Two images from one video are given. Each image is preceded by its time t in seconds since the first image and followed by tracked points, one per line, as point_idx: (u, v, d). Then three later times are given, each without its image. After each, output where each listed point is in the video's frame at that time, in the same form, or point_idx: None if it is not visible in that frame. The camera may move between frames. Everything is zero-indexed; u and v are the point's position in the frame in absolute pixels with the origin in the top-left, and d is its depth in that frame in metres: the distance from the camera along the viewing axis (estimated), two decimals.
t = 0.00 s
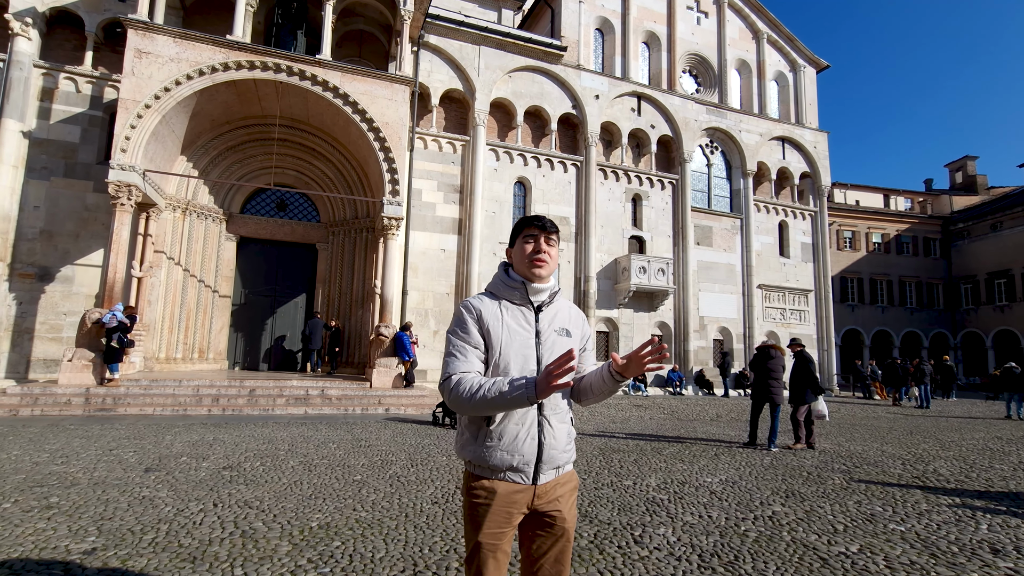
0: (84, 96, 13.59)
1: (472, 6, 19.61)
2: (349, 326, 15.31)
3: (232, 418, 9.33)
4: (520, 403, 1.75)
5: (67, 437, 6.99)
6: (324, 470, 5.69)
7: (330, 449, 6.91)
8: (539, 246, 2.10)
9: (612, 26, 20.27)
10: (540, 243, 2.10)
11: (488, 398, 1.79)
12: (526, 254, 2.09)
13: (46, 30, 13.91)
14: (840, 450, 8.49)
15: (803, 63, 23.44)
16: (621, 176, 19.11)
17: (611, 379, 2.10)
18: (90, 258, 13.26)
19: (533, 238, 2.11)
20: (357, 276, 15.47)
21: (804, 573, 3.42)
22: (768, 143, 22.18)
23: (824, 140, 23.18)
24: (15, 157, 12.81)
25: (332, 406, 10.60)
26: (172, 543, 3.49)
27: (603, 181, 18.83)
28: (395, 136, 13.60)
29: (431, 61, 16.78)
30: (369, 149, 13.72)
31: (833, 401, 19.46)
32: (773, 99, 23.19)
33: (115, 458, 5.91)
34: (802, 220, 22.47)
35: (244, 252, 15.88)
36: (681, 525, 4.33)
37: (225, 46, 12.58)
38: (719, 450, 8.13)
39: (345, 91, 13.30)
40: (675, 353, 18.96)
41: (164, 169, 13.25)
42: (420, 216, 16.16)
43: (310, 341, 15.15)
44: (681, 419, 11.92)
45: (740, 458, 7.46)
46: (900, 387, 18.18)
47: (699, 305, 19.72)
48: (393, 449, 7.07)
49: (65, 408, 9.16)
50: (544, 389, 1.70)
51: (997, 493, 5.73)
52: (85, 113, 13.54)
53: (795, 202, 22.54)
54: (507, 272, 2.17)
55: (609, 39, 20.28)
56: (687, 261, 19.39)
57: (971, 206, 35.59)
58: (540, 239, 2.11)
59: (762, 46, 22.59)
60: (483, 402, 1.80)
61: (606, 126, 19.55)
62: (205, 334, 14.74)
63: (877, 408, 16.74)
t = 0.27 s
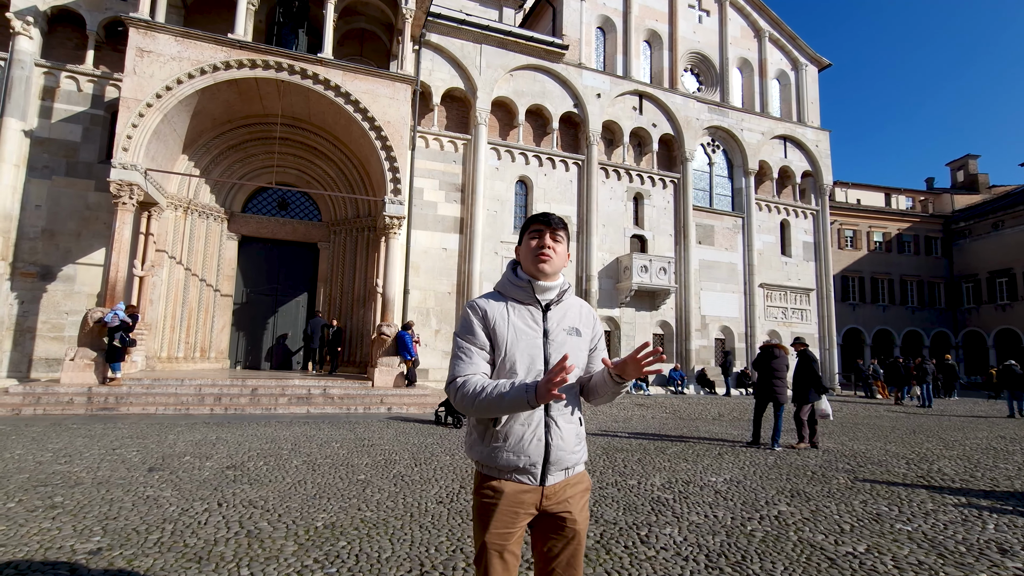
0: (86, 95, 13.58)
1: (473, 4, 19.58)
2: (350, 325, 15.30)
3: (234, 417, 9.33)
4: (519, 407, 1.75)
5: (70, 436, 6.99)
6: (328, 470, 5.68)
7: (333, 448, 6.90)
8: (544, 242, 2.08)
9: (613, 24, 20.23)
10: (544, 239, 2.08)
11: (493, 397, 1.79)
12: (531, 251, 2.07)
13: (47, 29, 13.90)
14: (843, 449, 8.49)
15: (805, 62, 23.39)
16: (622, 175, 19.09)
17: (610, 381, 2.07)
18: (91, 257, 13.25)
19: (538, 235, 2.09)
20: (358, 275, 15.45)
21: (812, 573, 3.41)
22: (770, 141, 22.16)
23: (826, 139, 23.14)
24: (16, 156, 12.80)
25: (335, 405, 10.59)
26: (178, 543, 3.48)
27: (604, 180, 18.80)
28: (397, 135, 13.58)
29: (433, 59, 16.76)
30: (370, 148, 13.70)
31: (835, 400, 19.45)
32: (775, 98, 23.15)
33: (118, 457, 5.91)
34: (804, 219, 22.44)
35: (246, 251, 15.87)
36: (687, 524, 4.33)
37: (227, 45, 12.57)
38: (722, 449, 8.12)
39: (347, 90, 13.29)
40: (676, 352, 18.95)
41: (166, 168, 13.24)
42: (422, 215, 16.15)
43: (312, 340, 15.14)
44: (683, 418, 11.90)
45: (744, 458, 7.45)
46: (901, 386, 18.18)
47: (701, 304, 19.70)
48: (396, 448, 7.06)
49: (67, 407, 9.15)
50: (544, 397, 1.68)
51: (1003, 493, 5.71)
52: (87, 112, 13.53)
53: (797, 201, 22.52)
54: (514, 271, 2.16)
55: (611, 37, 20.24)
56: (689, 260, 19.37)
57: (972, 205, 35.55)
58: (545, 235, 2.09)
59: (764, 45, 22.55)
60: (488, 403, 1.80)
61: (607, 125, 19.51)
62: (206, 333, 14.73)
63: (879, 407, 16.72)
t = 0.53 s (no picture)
0: (87, 94, 13.56)
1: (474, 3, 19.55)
2: (351, 324, 15.30)
3: (236, 416, 9.33)
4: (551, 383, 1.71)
5: (73, 435, 6.99)
6: (331, 469, 5.68)
7: (335, 447, 6.91)
8: (553, 243, 2.06)
9: (615, 23, 20.20)
10: (554, 240, 2.07)
11: (514, 380, 1.75)
12: (539, 252, 2.06)
13: (49, 28, 13.89)
14: (845, 448, 8.48)
15: (807, 60, 23.36)
16: (624, 173, 19.06)
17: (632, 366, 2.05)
18: (93, 256, 13.25)
19: (548, 235, 2.07)
20: (360, 274, 15.45)
21: (818, 573, 3.41)
22: (771, 140, 22.13)
23: (827, 138, 23.11)
24: (18, 155, 12.79)
25: (337, 404, 10.59)
26: (182, 542, 3.47)
27: (606, 178, 18.78)
28: (398, 134, 13.58)
29: (434, 58, 16.74)
30: (372, 147, 13.70)
31: (837, 398, 19.43)
32: (776, 96, 23.13)
33: (121, 456, 5.91)
34: (805, 218, 22.41)
35: (247, 250, 15.86)
36: (691, 523, 4.33)
37: (228, 43, 12.55)
38: (724, 448, 8.12)
39: (348, 88, 13.27)
40: (677, 352, 18.94)
41: (167, 166, 13.23)
42: (423, 214, 16.14)
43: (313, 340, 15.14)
44: (685, 417, 11.90)
45: (746, 456, 7.44)
46: (903, 385, 18.17)
47: (702, 303, 19.68)
48: (398, 448, 7.05)
49: (70, 406, 9.15)
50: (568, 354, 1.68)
51: (1007, 492, 5.70)
52: (88, 111, 13.51)
53: (798, 199, 22.49)
54: (522, 269, 2.15)
55: (612, 36, 20.20)
56: (690, 259, 19.35)
57: (974, 203, 35.51)
58: (555, 237, 2.08)
59: (765, 43, 22.51)
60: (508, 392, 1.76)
61: (609, 124, 19.48)
62: (208, 332, 14.73)
63: (881, 406, 16.70)
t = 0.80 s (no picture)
0: (88, 93, 13.56)
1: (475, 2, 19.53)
2: (352, 324, 15.30)
3: (237, 415, 9.32)
4: (570, 420, 1.71)
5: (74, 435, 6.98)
6: (333, 468, 5.67)
7: (337, 446, 6.92)
8: (562, 244, 2.08)
9: (615, 22, 20.18)
10: (562, 241, 2.09)
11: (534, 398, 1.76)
12: (549, 252, 2.07)
13: (49, 26, 13.88)
14: (847, 447, 8.48)
15: (808, 59, 23.33)
16: (624, 172, 19.05)
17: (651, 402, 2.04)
18: (94, 255, 13.25)
19: (556, 236, 2.09)
20: (361, 273, 15.44)
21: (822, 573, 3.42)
22: (772, 139, 22.10)
23: (828, 136, 23.09)
24: (19, 154, 12.78)
25: (338, 403, 10.59)
26: (186, 541, 3.48)
27: (607, 177, 18.77)
28: (399, 133, 13.57)
29: (435, 57, 16.73)
30: (373, 146, 13.69)
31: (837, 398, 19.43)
32: (777, 95, 23.10)
33: (122, 454, 5.92)
34: (806, 217, 22.40)
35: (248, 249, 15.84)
36: (694, 522, 4.34)
37: (229, 42, 12.53)
38: (726, 447, 8.11)
39: (349, 87, 13.26)
40: (678, 351, 18.93)
41: (168, 165, 13.22)
42: (424, 213, 16.13)
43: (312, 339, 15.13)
44: (686, 416, 11.90)
45: (748, 456, 7.44)
46: (904, 384, 18.17)
47: (703, 302, 19.68)
48: (400, 447, 7.05)
49: (71, 405, 9.14)
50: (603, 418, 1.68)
51: (1009, 491, 5.71)
52: (89, 109, 13.51)
53: (799, 198, 22.48)
54: (531, 269, 2.15)
55: (613, 34, 20.16)
56: (691, 258, 19.34)
57: (974, 202, 35.49)
58: (564, 237, 2.09)
59: (766, 42, 22.49)
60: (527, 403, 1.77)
61: (609, 123, 19.46)
62: (209, 331, 14.73)
63: (881, 405, 16.71)
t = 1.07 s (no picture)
0: (88, 90, 13.54)
1: None
2: (353, 322, 15.31)
3: (239, 412, 9.34)
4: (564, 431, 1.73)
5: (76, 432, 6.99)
6: (335, 466, 5.69)
7: (339, 444, 6.93)
8: (571, 241, 2.08)
9: (616, 19, 20.14)
10: (572, 238, 2.08)
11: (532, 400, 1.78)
12: (558, 250, 2.07)
13: (49, 24, 13.86)
14: (847, 445, 8.51)
15: (808, 57, 23.30)
16: (625, 170, 19.05)
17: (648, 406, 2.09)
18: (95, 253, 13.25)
19: (565, 234, 2.09)
20: (361, 271, 15.44)
21: (824, 571, 3.51)
22: (773, 137, 22.09)
23: (829, 135, 23.08)
24: (19, 152, 12.78)
25: (339, 401, 10.60)
26: (191, 539, 3.50)
27: (607, 175, 18.77)
28: (400, 131, 13.57)
29: (435, 54, 16.71)
30: (374, 144, 13.69)
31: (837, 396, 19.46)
32: (778, 93, 23.08)
33: (125, 452, 5.96)
34: (807, 215, 22.40)
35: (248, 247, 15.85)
36: (697, 521, 4.42)
37: (229, 40, 12.52)
38: (727, 446, 8.12)
39: (350, 85, 13.25)
40: (678, 349, 18.93)
41: (169, 163, 13.22)
42: (424, 211, 16.12)
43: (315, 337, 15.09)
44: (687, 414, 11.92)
45: (749, 454, 7.46)
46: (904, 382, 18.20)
47: (703, 300, 19.69)
48: (402, 444, 7.07)
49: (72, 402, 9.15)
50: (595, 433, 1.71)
51: (1010, 489, 5.73)
52: (89, 107, 13.49)
53: (799, 196, 22.48)
54: (539, 267, 2.15)
55: (613, 31, 20.12)
56: (691, 256, 19.34)
57: (975, 200, 35.49)
58: (573, 234, 2.09)
59: (767, 40, 22.46)
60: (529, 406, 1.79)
61: (610, 120, 19.44)
62: (209, 329, 14.74)
63: (881, 404, 16.74)
